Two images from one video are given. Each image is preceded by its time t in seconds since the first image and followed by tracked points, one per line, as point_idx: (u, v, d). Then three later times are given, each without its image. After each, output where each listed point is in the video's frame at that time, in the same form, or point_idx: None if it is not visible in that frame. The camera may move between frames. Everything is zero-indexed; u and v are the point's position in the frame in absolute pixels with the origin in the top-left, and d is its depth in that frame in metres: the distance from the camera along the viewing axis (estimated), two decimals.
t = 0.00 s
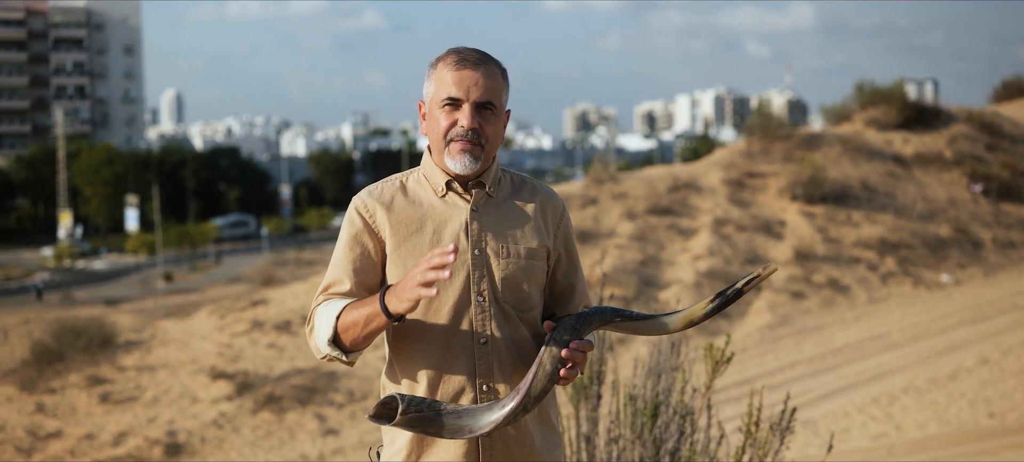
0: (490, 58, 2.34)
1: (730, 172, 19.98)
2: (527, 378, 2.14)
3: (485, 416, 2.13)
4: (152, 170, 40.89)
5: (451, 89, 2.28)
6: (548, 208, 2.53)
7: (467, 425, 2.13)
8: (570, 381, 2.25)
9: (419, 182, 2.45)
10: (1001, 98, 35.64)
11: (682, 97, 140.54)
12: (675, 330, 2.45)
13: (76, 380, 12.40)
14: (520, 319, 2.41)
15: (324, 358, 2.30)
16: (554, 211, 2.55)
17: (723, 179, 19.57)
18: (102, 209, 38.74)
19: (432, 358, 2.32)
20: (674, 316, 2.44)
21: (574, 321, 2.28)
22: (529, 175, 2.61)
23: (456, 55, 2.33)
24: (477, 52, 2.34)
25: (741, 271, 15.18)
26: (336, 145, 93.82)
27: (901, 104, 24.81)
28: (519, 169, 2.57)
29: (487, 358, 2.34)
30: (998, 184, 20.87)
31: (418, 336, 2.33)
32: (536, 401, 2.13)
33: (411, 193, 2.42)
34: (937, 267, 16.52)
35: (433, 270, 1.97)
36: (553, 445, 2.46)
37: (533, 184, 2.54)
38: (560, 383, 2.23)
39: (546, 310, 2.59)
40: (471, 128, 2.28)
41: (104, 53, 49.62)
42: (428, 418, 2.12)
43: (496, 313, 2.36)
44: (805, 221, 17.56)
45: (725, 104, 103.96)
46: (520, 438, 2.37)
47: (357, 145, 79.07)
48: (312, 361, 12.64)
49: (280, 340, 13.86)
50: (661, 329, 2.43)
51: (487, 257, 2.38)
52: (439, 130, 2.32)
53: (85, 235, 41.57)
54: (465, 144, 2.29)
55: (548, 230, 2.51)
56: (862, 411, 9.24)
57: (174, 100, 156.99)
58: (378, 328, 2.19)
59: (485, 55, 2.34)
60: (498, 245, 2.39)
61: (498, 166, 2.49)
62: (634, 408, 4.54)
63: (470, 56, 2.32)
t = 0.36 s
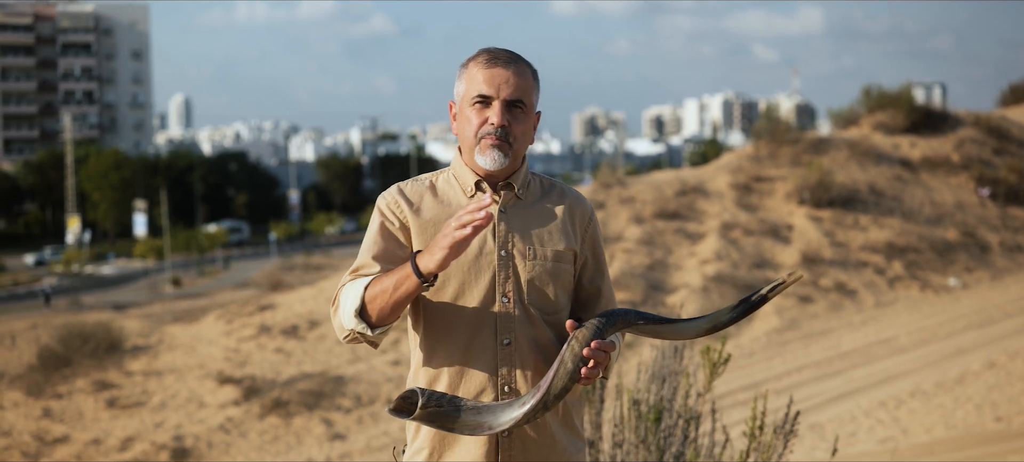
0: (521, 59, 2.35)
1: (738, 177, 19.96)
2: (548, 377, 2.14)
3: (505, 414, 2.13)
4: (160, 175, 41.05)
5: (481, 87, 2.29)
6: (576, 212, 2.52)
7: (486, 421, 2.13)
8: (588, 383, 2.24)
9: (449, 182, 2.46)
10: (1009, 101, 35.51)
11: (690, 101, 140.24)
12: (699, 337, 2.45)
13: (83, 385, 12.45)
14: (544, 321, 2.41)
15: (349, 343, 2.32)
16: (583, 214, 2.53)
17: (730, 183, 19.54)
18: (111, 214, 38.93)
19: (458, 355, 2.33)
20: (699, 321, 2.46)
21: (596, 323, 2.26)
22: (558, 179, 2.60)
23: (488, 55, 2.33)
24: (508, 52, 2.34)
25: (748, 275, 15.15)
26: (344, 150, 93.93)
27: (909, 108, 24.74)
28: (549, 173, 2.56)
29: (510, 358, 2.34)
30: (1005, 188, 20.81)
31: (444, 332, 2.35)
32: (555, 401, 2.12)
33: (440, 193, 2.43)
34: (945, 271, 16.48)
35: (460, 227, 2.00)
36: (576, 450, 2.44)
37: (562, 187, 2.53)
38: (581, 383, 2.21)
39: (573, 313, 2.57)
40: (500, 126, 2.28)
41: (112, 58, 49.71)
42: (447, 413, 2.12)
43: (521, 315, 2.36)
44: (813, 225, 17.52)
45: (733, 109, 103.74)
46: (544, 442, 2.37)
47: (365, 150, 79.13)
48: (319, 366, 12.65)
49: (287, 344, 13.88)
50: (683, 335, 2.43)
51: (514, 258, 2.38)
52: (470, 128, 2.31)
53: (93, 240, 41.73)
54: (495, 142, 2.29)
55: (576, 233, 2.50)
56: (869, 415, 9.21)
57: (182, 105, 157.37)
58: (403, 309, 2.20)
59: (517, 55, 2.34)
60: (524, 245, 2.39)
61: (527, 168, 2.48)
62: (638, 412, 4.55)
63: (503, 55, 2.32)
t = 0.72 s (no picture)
0: (547, 67, 2.29)
1: (735, 176, 19.97)
2: (549, 387, 2.11)
3: (507, 422, 2.13)
4: (157, 173, 41.02)
5: (504, 99, 2.24)
6: (593, 218, 2.48)
7: (488, 428, 2.13)
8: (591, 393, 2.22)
9: (467, 184, 2.43)
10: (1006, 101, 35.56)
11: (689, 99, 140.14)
12: (706, 347, 2.35)
13: (79, 383, 12.43)
14: (555, 327, 2.38)
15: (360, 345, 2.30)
16: (600, 222, 2.49)
17: (727, 182, 19.55)
18: (108, 212, 38.93)
19: (468, 359, 2.31)
20: (709, 331, 2.35)
21: (603, 333, 2.23)
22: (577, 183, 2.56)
23: (512, 62, 2.27)
24: (534, 59, 2.28)
25: (745, 274, 15.16)
26: (342, 148, 93.87)
27: (905, 107, 24.76)
28: (569, 176, 2.52)
29: (519, 365, 2.32)
30: (1002, 187, 20.83)
31: (455, 339, 2.32)
32: (555, 411, 2.10)
33: (458, 195, 2.40)
34: (941, 270, 16.50)
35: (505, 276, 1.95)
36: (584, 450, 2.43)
37: (581, 193, 2.49)
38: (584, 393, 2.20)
39: (585, 318, 2.54)
40: (520, 139, 2.25)
41: (109, 56, 49.61)
42: (449, 418, 2.12)
43: (532, 323, 2.33)
44: (809, 224, 17.53)
45: (731, 109, 103.77)
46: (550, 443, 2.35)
47: (363, 149, 79.12)
48: (316, 364, 12.64)
49: (283, 343, 13.86)
50: (692, 346, 2.34)
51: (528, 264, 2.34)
52: (489, 137, 2.28)
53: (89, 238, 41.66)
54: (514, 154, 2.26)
55: (592, 241, 2.46)
56: (864, 414, 9.22)
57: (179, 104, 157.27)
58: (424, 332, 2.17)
59: (543, 63, 2.28)
60: (538, 252, 2.36)
61: (547, 172, 2.44)
62: (630, 410, 4.55)
63: (526, 63, 2.26)
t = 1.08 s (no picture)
0: (545, 59, 2.30)
1: (730, 171, 19.98)
2: (541, 385, 2.10)
3: (498, 418, 2.11)
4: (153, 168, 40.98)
5: (503, 92, 2.24)
6: (591, 214, 2.46)
7: (479, 424, 2.11)
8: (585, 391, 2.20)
9: (465, 179, 2.42)
10: (1001, 97, 35.63)
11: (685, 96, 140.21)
12: (704, 347, 2.37)
13: (74, 378, 12.41)
14: (550, 324, 2.36)
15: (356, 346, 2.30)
16: (598, 219, 2.47)
17: (722, 178, 19.55)
18: (104, 207, 38.91)
19: (462, 355, 2.31)
20: (706, 330, 2.38)
21: (598, 330, 2.22)
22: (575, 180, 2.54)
23: (510, 55, 2.28)
24: (532, 53, 2.29)
25: (740, 269, 15.19)
26: (338, 145, 93.70)
27: (900, 102, 24.79)
28: (566, 173, 2.51)
29: (515, 362, 2.31)
30: (997, 183, 20.86)
31: (452, 338, 2.32)
32: (548, 407, 2.09)
33: (455, 190, 2.40)
34: (936, 266, 16.53)
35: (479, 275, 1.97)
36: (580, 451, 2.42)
37: (579, 189, 2.48)
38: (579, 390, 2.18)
39: (581, 317, 2.53)
40: (519, 132, 2.25)
41: (105, 52, 49.44)
42: (442, 414, 2.11)
43: (528, 317, 2.32)
44: (805, 220, 17.55)
45: (728, 104, 103.68)
46: (548, 437, 2.35)
47: (359, 145, 79.05)
48: (311, 360, 12.62)
49: (279, 338, 13.85)
50: (690, 345, 2.35)
51: (524, 259, 2.34)
52: (488, 130, 2.28)
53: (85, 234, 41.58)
54: (513, 149, 2.27)
55: (589, 236, 2.44)
56: (858, 409, 9.24)
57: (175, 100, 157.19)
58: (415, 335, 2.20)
59: (541, 56, 2.29)
60: (535, 248, 2.35)
61: (545, 168, 2.43)
62: (620, 406, 4.54)
63: (523, 57, 2.27)
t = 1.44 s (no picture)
0: (512, 49, 2.33)
1: (731, 168, 19.96)
2: (523, 374, 2.09)
3: (479, 410, 2.11)
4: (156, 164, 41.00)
5: (472, 80, 2.27)
6: (568, 206, 2.45)
7: (462, 417, 2.12)
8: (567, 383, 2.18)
9: (441, 175, 2.45)
10: (1004, 94, 35.54)
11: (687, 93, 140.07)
12: (686, 335, 2.39)
13: (74, 373, 12.42)
14: (529, 316, 2.36)
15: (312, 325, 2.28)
16: (576, 211, 2.47)
17: (723, 174, 19.54)
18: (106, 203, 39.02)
19: (438, 345, 2.32)
20: (688, 318, 2.39)
21: (577, 318, 2.21)
22: (553, 173, 2.55)
23: (477, 47, 2.32)
24: (499, 43, 2.32)
25: (741, 266, 15.19)
26: (340, 140, 93.63)
27: (902, 100, 24.75)
28: (544, 167, 2.52)
29: (493, 354, 2.32)
30: (999, 181, 20.84)
31: (428, 332, 2.33)
32: (529, 399, 2.08)
33: (431, 187, 2.42)
34: (937, 264, 16.53)
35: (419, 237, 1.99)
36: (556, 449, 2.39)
37: (554, 181, 2.48)
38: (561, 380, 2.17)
39: (563, 309, 2.51)
40: (494, 118, 2.26)
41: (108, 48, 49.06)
42: (423, 408, 2.12)
43: (504, 309, 2.33)
44: (806, 217, 17.55)
45: (731, 101, 103.47)
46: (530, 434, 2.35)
47: (362, 140, 78.96)
48: (311, 355, 12.63)
49: (279, 334, 13.86)
50: (669, 333, 2.37)
51: (500, 253, 2.34)
52: (461, 121, 2.30)
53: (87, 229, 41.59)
54: (488, 134, 2.27)
55: (566, 228, 2.43)
56: (858, 407, 9.24)
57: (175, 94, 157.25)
58: (367, 304, 2.19)
59: (508, 46, 2.32)
60: (510, 241, 2.35)
61: (521, 160, 2.44)
62: (615, 402, 4.55)
63: (492, 47, 2.31)
